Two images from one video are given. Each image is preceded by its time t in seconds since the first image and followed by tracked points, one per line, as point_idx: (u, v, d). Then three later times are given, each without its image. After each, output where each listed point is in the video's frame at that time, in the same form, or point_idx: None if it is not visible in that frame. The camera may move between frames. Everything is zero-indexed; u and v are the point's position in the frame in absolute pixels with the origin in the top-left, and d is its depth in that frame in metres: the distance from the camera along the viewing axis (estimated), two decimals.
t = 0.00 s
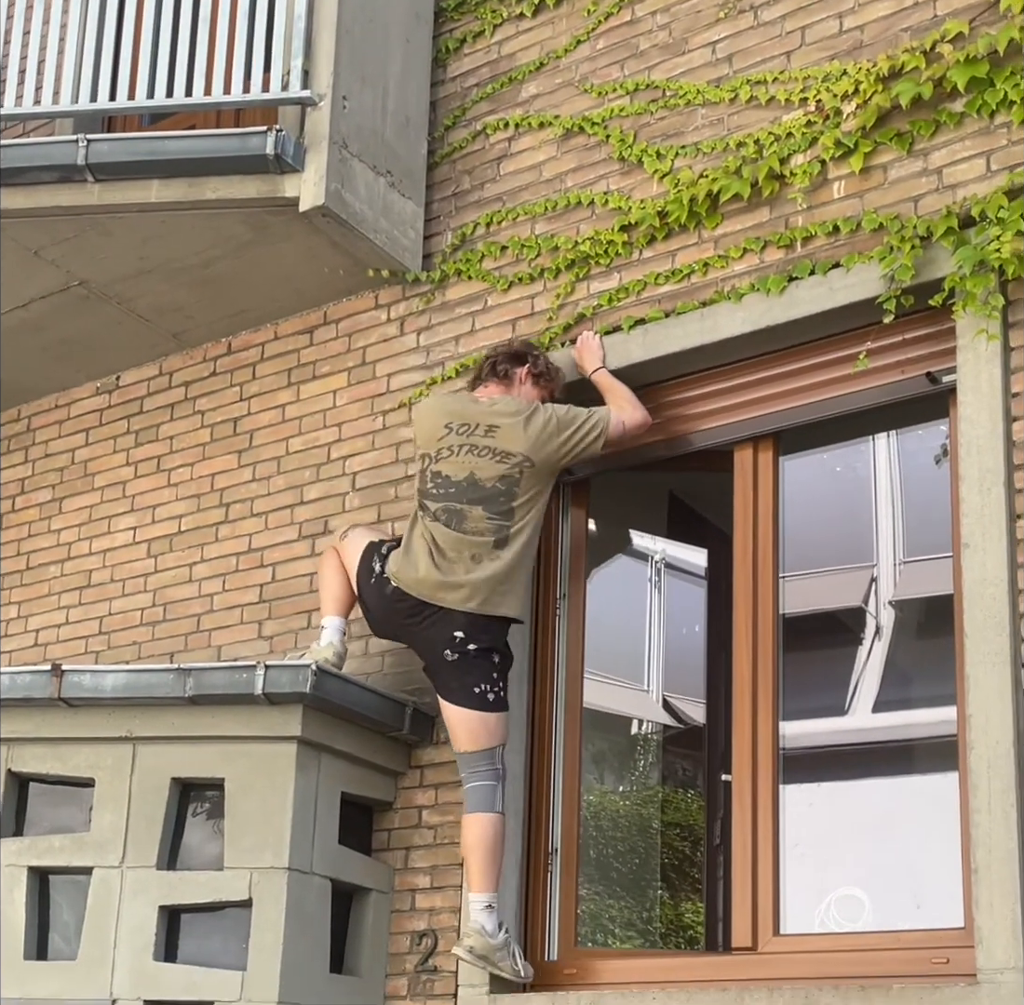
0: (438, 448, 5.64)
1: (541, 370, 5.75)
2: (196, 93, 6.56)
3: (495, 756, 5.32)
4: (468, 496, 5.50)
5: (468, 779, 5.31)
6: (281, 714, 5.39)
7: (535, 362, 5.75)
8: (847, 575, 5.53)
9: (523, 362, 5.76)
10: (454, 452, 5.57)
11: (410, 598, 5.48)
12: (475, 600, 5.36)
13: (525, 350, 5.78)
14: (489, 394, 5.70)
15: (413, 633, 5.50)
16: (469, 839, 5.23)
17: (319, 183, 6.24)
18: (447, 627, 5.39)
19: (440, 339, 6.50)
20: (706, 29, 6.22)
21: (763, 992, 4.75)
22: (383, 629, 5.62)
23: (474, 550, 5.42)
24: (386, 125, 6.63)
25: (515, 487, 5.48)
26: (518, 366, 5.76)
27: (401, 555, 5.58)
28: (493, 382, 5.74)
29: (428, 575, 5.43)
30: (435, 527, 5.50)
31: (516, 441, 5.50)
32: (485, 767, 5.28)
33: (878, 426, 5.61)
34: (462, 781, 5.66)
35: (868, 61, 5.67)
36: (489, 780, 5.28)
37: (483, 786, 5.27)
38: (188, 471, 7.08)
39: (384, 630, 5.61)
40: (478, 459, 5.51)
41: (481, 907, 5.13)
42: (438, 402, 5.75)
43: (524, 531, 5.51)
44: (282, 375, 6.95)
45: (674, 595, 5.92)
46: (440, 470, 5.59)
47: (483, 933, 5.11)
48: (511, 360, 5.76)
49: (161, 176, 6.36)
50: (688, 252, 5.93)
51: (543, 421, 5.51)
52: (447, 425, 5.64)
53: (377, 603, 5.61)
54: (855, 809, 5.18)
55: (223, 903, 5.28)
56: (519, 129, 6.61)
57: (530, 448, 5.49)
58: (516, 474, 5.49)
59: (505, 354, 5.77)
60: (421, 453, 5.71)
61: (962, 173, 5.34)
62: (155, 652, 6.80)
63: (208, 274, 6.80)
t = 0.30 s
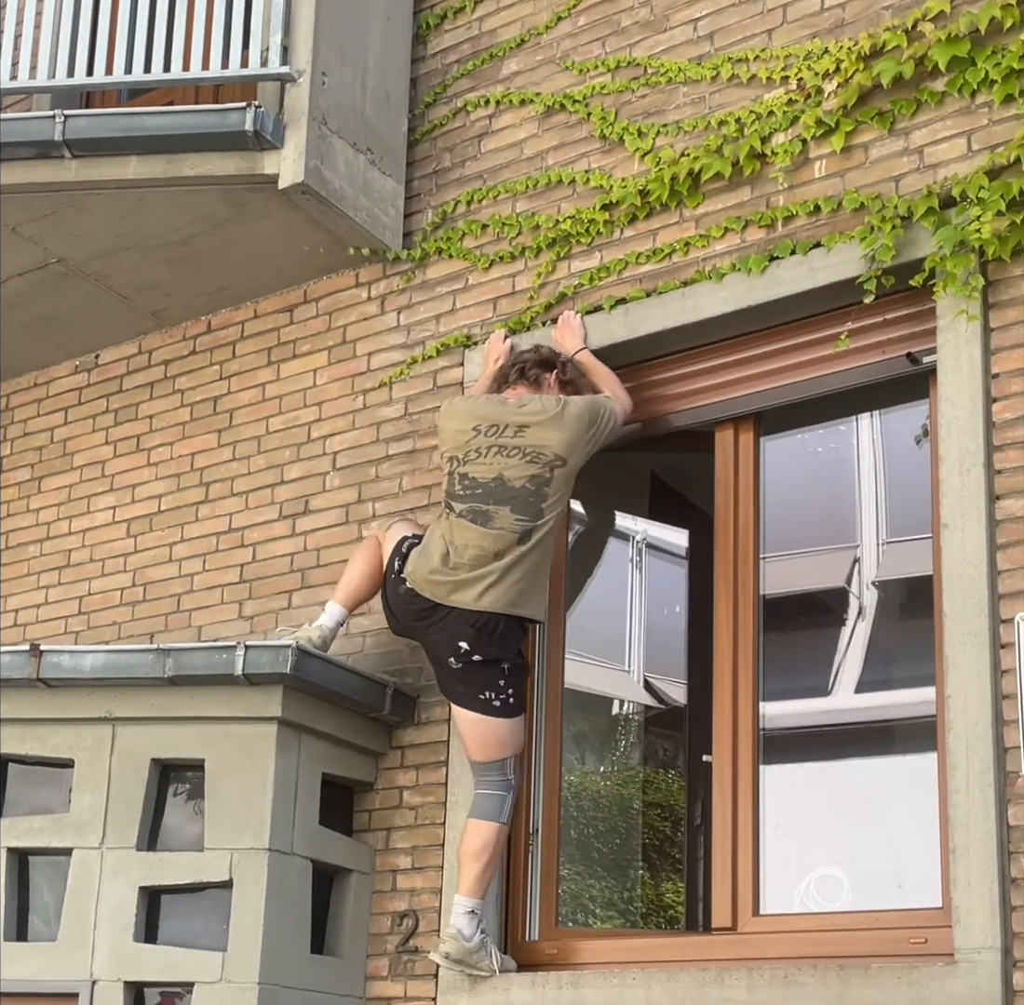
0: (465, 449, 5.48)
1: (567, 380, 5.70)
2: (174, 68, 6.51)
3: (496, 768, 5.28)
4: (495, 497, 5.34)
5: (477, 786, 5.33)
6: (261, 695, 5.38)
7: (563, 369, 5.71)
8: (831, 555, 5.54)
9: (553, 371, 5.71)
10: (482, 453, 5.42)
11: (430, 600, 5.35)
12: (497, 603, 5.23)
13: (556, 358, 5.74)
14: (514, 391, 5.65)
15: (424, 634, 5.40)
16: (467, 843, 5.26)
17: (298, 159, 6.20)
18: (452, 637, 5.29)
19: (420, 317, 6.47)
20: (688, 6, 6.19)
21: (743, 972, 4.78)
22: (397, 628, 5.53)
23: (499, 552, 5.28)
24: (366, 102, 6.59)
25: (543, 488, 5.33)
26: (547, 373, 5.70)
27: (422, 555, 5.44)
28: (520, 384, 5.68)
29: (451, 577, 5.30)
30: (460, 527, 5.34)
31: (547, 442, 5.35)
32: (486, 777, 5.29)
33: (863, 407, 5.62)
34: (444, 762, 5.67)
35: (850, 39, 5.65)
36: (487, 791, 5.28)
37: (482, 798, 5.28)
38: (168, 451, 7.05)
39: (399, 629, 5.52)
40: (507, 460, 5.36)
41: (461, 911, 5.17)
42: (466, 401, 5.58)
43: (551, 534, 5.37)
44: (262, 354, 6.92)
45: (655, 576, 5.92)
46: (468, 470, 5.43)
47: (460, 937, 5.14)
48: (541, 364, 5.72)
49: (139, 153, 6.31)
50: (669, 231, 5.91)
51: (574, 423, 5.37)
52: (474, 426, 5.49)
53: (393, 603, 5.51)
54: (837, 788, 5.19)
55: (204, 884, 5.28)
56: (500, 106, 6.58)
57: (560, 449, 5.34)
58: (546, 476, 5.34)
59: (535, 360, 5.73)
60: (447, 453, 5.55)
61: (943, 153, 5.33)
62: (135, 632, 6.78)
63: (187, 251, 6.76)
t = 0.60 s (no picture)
0: (490, 420, 5.39)
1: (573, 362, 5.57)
2: (151, 49, 6.47)
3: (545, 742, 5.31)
4: (539, 460, 5.26)
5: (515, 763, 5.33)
6: (240, 679, 5.38)
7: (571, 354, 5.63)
8: (812, 538, 5.56)
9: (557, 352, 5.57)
10: (513, 419, 5.33)
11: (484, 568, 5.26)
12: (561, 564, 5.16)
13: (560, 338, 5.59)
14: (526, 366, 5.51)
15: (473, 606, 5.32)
16: (518, 819, 5.23)
17: (276, 142, 6.18)
18: (512, 611, 5.22)
19: (400, 301, 6.46)
20: None
21: (721, 956, 4.81)
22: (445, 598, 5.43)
23: (554, 510, 5.20)
24: (345, 85, 6.57)
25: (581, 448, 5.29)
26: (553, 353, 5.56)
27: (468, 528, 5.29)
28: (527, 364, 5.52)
29: (509, 540, 5.19)
30: (508, 493, 5.24)
31: (578, 402, 5.32)
32: (532, 752, 5.29)
33: (843, 392, 5.64)
34: (424, 746, 5.69)
35: (829, 24, 5.64)
36: (536, 765, 5.29)
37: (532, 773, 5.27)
38: (147, 435, 7.03)
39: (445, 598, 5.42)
40: (542, 423, 5.29)
41: (523, 887, 5.11)
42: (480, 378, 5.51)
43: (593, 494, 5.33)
44: (242, 337, 6.90)
45: (633, 559, 5.91)
46: (499, 439, 5.34)
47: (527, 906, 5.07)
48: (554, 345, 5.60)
49: (116, 135, 6.28)
50: (649, 216, 5.91)
51: (601, 384, 5.38)
52: (495, 396, 5.41)
53: (438, 570, 5.42)
54: (818, 773, 5.22)
55: (183, 870, 5.28)
56: (479, 89, 6.56)
57: (593, 409, 5.33)
58: (582, 436, 5.29)
59: (541, 338, 5.56)
60: (469, 429, 5.44)
61: (922, 138, 5.34)
62: (114, 617, 6.77)
63: (165, 234, 6.73)
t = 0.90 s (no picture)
0: (491, 426, 5.38)
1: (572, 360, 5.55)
2: (131, 29, 6.43)
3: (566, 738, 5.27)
4: (547, 462, 5.26)
5: (533, 755, 5.28)
6: (223, 664, 5.37)
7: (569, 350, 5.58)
8: (797, 525, 5.57)
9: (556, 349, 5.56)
10: (514, 423, 5.31)
11: (563, 577, 5.15)
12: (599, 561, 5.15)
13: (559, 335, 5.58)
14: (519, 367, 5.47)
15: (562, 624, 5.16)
16: (536, 811, 5.23)
17: (258, 124, 6.15)
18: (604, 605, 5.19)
19: (383, 284, 6.44)
20: None
21: (702, 940, 4.83)
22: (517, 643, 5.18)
23: (572, 510, 5.20)
24: (327, 66, 6.53)
25: (585, 443, 5.29)
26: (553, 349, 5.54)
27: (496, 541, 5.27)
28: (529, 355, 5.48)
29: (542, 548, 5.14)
30: (527, 499, 5.24)
31: (577, 398, 5.30)
32: (553, 743, 5.24)
33: (829, 375, 5.65)
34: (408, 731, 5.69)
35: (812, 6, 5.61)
36: (558, 758, 5.24)
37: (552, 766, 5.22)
38: (129, 418, 7.00)
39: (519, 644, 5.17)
40: (544, 425, 5.27)
41: (538, 876, 5.12)
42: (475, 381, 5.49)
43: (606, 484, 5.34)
44: (224, 320, 6.87)
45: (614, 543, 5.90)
46: (502, 445, 5.33)
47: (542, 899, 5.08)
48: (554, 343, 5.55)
49: (97, 116, 6.24)
50: (632, 199, 5.89)
51: (596, 374, 5.36)
52: (492, 400, 5.38)
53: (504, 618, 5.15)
54: (803, 759, 5.24)
55: (165, 855, 5.28)
56: (462, 71, 6.53)
57: (592, 402, 5.31)
58: (583, 431, 5.30)
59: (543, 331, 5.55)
60: (473, 435, 5.44)
61: (905, 121, 5.34)
62: (97, 602, 6.75)
63: (146, 216, 6.69)
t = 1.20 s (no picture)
0: (478, 423, 5.39)
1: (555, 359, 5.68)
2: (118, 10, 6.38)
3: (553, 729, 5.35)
4: (535, 465, 5.31)
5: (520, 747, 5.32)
6: (212, 649, 5.36)
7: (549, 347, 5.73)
8: (787, 512, 5.57)
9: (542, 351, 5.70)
10: (502, 424, 5.34)
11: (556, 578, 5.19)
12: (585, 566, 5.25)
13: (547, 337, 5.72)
14: (507, 359, 5.55)
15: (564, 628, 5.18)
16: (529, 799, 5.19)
17: (246, 106, 6.12)
18: (597, 600, 5.26)
19: (372, 268, 6.42)
20: None
21: (692, 925, 4.84)
22: (537, 668, 5.13)
23: (558, 517, 5.28)
24: (315, 48, 6.50)
25: (570, 446, 5.36)
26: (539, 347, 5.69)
27: (482, 548, 5.32)
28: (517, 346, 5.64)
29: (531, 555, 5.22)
30: (514, 502, 5.30)
31: (564, 401, 5.34)
32: (544, 733, 5.32)
33: (819, 361, 5.65)
34: (397, 717, 5.69)
35: None
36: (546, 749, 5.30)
37: (542, 755, 5.28)
38: (117, 402, 6.98)
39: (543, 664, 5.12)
40: (532, 427, 5.31)
41: (530, 862, 5.08)
42: (461, 372, 5.47)
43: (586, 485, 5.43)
44: (212, 303, 6.84)
45: (603, 530, 5.92)
46: (490, 444, 5.36)
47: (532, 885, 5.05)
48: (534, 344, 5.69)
49: (84, 98, 6.20)
50: (622, 182, 5.87)
51: (584, 375, 5.40)
52: (480, 398, 5.38)
53: (521, 641, 5.11)
54: (793, 745, 5.24)
55: (154, 840, 5.27)
56: (451, 53, 6.50)
57: (579, 405, 5.36)
58: (569, 434, 5.36)
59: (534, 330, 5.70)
60: (457, 429, 5.45)
61: (895, 105, 5.32)
62: (85, 587, 6.74)
63: (134, 199, 6.66)
